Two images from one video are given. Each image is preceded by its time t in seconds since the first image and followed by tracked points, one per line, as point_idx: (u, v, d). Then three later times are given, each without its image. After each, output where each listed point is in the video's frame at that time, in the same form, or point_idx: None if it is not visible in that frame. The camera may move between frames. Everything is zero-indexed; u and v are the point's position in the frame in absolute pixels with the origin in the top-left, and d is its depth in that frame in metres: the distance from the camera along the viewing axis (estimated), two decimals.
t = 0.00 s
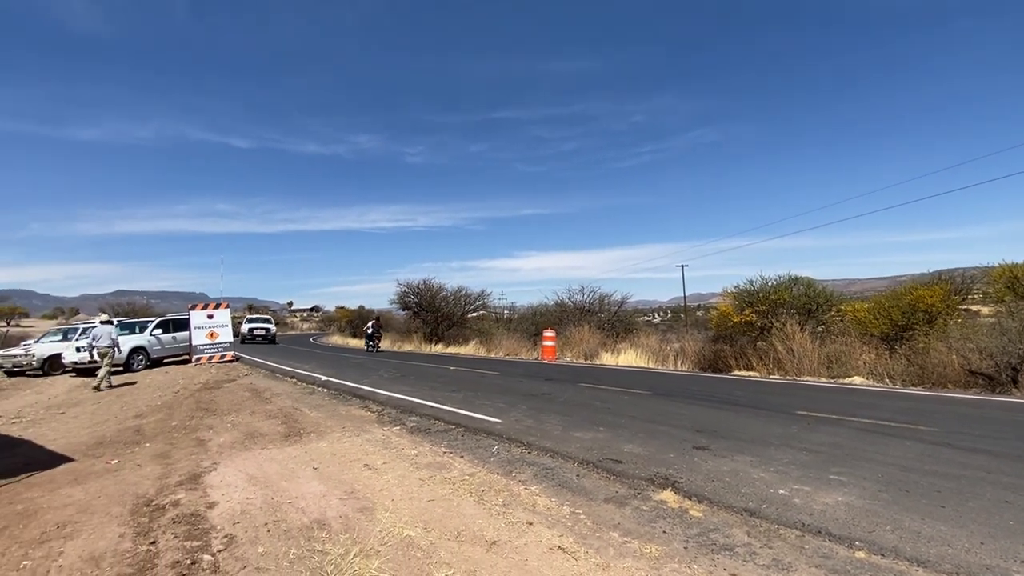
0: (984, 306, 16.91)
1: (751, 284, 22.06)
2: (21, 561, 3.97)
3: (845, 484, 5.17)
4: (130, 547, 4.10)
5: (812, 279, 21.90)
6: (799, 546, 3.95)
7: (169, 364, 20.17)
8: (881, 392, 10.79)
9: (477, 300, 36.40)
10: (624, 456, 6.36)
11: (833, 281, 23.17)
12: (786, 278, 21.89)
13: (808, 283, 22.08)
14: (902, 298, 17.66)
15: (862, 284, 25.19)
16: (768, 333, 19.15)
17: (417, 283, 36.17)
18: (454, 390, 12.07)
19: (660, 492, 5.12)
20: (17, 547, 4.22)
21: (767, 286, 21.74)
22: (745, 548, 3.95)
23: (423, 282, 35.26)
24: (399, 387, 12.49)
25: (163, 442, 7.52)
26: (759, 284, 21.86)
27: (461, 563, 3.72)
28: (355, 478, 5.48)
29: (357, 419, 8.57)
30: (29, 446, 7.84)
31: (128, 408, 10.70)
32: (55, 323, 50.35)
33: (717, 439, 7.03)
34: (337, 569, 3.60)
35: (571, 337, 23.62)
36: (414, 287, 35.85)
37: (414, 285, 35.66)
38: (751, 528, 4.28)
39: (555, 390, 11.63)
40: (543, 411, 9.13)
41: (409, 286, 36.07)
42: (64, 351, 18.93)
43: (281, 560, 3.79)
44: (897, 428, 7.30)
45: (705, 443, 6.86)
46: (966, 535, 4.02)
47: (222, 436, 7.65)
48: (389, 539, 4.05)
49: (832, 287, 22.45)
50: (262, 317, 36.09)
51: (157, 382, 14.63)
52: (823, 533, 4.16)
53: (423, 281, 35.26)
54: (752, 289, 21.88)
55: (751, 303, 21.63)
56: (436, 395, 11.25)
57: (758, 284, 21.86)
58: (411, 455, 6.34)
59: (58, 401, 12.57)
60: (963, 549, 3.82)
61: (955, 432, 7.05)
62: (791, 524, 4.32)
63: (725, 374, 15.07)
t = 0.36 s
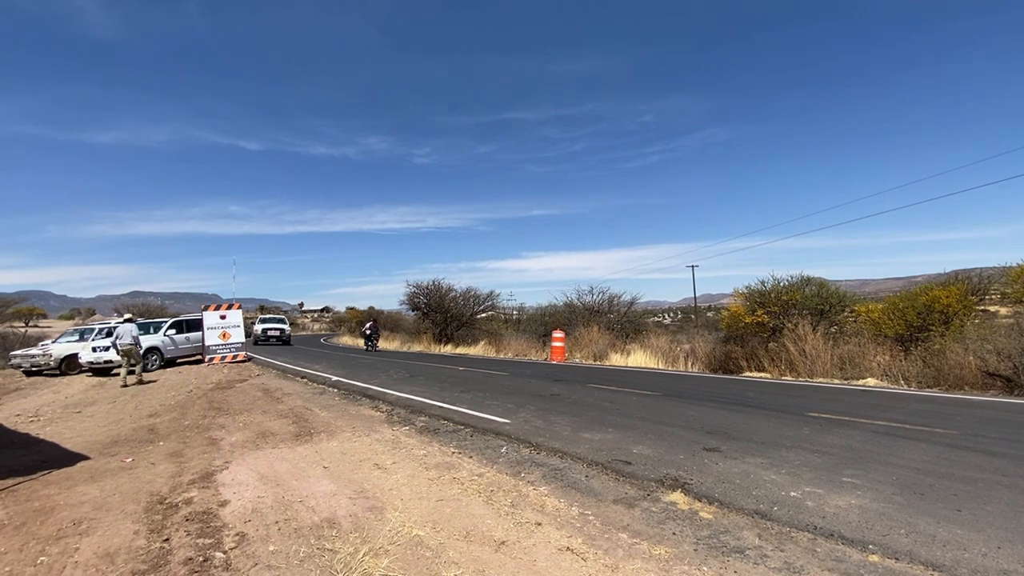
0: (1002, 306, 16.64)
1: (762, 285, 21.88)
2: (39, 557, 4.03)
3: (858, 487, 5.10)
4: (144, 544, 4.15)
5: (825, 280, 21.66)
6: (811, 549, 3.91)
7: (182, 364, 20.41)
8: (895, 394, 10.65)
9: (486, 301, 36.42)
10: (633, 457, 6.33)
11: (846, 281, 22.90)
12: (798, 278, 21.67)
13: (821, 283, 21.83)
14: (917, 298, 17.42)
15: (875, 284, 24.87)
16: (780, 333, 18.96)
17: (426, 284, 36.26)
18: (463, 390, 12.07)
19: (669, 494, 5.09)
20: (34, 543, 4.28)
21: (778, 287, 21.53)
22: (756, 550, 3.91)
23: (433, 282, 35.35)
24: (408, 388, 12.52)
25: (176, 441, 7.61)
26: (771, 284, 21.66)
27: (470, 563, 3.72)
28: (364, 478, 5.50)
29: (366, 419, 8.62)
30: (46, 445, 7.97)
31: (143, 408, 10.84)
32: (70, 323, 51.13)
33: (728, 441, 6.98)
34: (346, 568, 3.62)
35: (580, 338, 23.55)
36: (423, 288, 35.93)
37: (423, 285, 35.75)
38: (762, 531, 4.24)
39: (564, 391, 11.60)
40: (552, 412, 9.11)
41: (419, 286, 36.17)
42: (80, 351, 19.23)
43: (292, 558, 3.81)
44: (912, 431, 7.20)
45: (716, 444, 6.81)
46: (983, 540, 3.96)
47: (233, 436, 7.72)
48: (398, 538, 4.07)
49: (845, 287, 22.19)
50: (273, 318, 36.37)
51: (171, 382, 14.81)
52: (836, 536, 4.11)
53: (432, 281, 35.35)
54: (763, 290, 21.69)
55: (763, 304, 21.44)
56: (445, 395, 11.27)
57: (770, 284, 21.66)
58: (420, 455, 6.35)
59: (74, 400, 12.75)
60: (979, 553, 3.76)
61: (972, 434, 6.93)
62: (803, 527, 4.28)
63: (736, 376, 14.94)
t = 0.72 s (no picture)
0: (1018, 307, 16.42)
1: (772, 285, 21.74)
2: (55, 553, 4.09)
3: (869, 490, 5.06)
4: (157, 542, 4.20)
5: (836, 280, 21.46)
6: (821, 552, 3.89)
7: (194, 364, 20.61)
8: (907, 396, 10.54)
9: (493, 302, 36.45)
10: (641, 458, 6.32)
11: (857, 282, 22.68)
12: (809, 279, 21.49)
13: (832, 284, 21.62)
14: (930, 300, 17.23)
15: (887, 284, 24.61)
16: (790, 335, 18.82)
17: (434, 285, 36.34)
18: (471, 391, 12.10)
19: (677, 495, 5.07)
20: (50, 540, 4.35)
21: (788, 288, 21.37)
22: (765, 553, 3.90)
23: (441, 284, 35.44)
24: (417, 389, 12.56)
25: (188, 440, 7.69)
26: (780, 285, 21.51)
27: (477, 562, 3.73)
28: (373, 478, 5.53)
29: (375, 419, 8.66)
30: (62, 443, 8.11)
31: (155, 407, 10.98)
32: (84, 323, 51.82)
33: (737, 442, 6.94)
34: (356, 567, 3.64)
35: (588, 339, 23.51)
36: (431, 289, 36.02)
37: (431, 286, 35.83)
38: (771, 533, 4.22)
39: (573, 392, 11.59)
40: (560, 413, 9.11)
41: (427, 288, 36.27)
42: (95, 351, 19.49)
43: (302, 557, 3.85)
44: (924, 433, 7.12)
45: (724, 446, 6.77)
46: (996, 544, 3.92)
47: (244, 435, 7.79)
48: (406, 538, 4.09)
49: (857, 288, 21.98)
50: (283, 318, 36.63)
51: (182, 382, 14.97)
52: (846, 539, 4.08)
53: (440, 283, 35.44)
54: (772, 291, 21.54)
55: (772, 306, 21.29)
56: (453, 396, 11.30)
57: (780, 285, 21.51)
58: (428, 456, 6.38)
59: (88, 399, 12.92)
60: (992, 557, 3.72)
61: (986, 437, 6.84)
62: (812, 529, 4.25)
63: (746, 377, 14.83)
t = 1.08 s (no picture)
0: None
1: (781, 286, 21.59)
2: (69, 550, 4.14)
3: (879, 492, 5.01)
4: (168, 539, 4.24)
5: (846, 281, 21.27)
6: (830, 554, 3.86)
7: (204, 364, 20.80)
8: (918, 397, 10.44)
9: (500, 303, 36.47)
10: (649, 459, 6.30)
11: (867, 283, 22.47)
12: (818, 279, 21.32)
13: (842, 285, 21.44)
14: (942, 301, 17.04)
15: (898, 285, 24.34)
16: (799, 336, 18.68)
17: (441, 286, 36.41)
18: (478, 392, 12.13)
19: (685, 497, 5.06)
20: (64, 537, 4.40)
21: (798, 289, 21.21)
22: (773, 555, 3.87)
23: (448, 285, 35.50)
24: (424, 389, 12.59)
25: (198, 439, 7.76)
26: (790, 286, 21.36)
27: (484, 562, 3.74)
28: (381, 478, 5.56)
29: (383, 419, 8.69)
30: (75, 442, 8.20)
31: (166, 407, 11.08)
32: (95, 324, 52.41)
33: (745, 444, 6.90)
34: (364, 566, 3.67)
35: (595, 340, 23.47)
36: (438, 289, 36.10)
37: (438, 287, 35.89)
38: (780, 535, 4.19)
39: (580, 393, 11.58)
40: (568, 414, 9.10)
41: (434, 289, 36.34)
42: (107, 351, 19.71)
43: (310, 555, 3.87)
44: (936, 436, 7.04)
45: (733, 448, 6.74)
46: (1008, 547, 3.87)
47: (254, 435, 7.84)
48: (413, 537, 4.10)
49: (867, 290, 21.78)
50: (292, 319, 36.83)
51: (193, 382, 15.10)
52: (855, 541, 4.05)
53: (447, 284, 35.51)
54: (782, 292, 21.39)
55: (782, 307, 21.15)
56: (460, 397, 11.34)
57: (789, 286, 21.36)
58: (436, 456, 6.40)
59: (100, 399, 13.07)
60: (1005, 561, 3.67)
61: (1000, 440, 6.76)
62: (822, 532, 4.22)
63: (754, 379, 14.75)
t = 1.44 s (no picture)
0: None
1: (791, 286, 21.41)
2: (83, 547, 4.18)
3: (892, 495, 4.95)
4: (180, 537, 4.27)
5: (857, 281, 21.06)
6: (841, 557, 3.82)
7: (215, 364, 20.98)
8: (931, 399, 10.32)
9: (507, 304, 36.49)
10: (658, 461, 6.26)
11: (879, 283, 22.26)
12: (829, 279, 21.15)
13: (853, 285, 21.25)
14: (955, 301, 16.84)
15: (910, 285, 24.08)
16: (809, 337, 18.54)
17: (449, 287, 36.46)
18: (486, 392, 12.13)
19: (694, 498, 5.02)
20: (79, 534, 4.45)
21: (808, 289, 21.05)
22: (784, 557, 3.84)
23: (456, 285, 35.57)
24: (432, 389, 12.61)
25: (209, 438, 7.82)
26: (800, 286, 21.20)
27: (493, 562, 3.73)
28: (389, 477, 5.57)
29: (391, 419, 8.71)
30: (88, 440, 8.29)
31: (177, 406, 11.16)
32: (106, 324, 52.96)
33: (755, 446, 6.85)
34: (373, 565, 3.67)
35: (603, 340, 23.43)
36: (446, 290, 36.17)
37: (446, 287, 35.94)
38: (791, 538, 4.15)
39: (589, 394, 11.56)
40: (576, 414, 9.07)
41: (441, 289, 36.41)
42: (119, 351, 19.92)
43: (320, 554, 3.88)
44: (949, 438, 6.95)
45: (742, 449, 6.69)
46: None
47: (264, 434, 7.89)
48: (422, 537, 4.10)
49: (878, 290, 21.57)
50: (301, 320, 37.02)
51: (203, 381, 15.22)
52: (867, 544, 4.00)
53: (455, 284, 35.58)
54: (791, 292, 21.24)
55: (792, 307, 20.98)
56: (468, 397, 11.35)
57: (799, 287, 21.20)
58: (444, 456, 6.40)
59: (113, 398, 13.21)
60: (1021, 566, 3.61)
61: (1015, 443, 6.66)
62: (833, 534, 4.18)
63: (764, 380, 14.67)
